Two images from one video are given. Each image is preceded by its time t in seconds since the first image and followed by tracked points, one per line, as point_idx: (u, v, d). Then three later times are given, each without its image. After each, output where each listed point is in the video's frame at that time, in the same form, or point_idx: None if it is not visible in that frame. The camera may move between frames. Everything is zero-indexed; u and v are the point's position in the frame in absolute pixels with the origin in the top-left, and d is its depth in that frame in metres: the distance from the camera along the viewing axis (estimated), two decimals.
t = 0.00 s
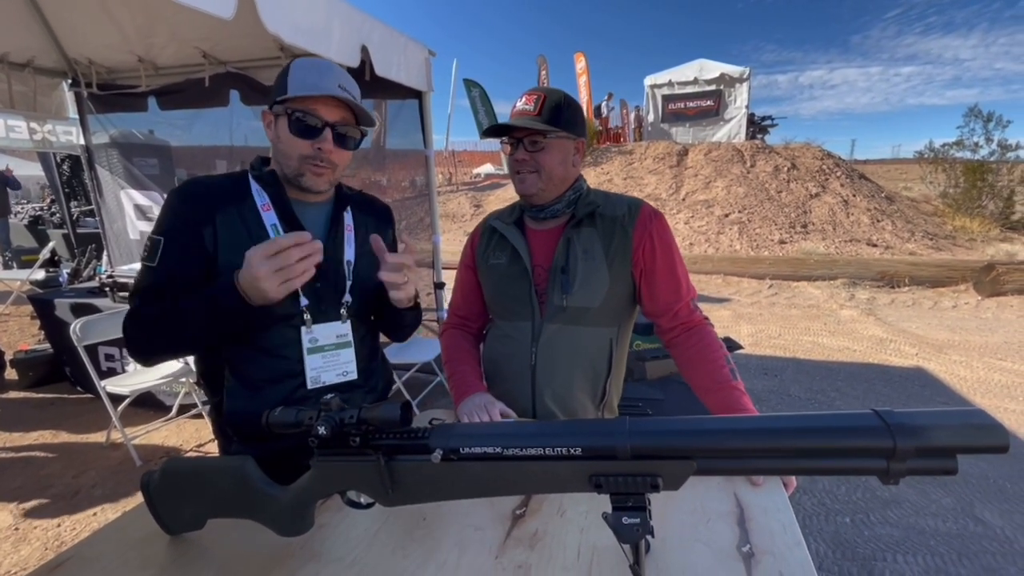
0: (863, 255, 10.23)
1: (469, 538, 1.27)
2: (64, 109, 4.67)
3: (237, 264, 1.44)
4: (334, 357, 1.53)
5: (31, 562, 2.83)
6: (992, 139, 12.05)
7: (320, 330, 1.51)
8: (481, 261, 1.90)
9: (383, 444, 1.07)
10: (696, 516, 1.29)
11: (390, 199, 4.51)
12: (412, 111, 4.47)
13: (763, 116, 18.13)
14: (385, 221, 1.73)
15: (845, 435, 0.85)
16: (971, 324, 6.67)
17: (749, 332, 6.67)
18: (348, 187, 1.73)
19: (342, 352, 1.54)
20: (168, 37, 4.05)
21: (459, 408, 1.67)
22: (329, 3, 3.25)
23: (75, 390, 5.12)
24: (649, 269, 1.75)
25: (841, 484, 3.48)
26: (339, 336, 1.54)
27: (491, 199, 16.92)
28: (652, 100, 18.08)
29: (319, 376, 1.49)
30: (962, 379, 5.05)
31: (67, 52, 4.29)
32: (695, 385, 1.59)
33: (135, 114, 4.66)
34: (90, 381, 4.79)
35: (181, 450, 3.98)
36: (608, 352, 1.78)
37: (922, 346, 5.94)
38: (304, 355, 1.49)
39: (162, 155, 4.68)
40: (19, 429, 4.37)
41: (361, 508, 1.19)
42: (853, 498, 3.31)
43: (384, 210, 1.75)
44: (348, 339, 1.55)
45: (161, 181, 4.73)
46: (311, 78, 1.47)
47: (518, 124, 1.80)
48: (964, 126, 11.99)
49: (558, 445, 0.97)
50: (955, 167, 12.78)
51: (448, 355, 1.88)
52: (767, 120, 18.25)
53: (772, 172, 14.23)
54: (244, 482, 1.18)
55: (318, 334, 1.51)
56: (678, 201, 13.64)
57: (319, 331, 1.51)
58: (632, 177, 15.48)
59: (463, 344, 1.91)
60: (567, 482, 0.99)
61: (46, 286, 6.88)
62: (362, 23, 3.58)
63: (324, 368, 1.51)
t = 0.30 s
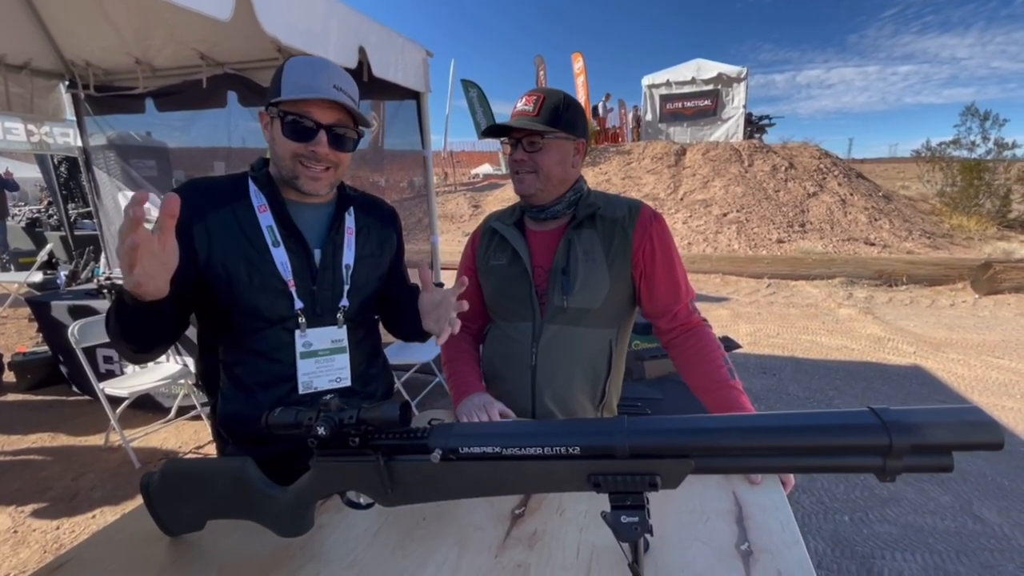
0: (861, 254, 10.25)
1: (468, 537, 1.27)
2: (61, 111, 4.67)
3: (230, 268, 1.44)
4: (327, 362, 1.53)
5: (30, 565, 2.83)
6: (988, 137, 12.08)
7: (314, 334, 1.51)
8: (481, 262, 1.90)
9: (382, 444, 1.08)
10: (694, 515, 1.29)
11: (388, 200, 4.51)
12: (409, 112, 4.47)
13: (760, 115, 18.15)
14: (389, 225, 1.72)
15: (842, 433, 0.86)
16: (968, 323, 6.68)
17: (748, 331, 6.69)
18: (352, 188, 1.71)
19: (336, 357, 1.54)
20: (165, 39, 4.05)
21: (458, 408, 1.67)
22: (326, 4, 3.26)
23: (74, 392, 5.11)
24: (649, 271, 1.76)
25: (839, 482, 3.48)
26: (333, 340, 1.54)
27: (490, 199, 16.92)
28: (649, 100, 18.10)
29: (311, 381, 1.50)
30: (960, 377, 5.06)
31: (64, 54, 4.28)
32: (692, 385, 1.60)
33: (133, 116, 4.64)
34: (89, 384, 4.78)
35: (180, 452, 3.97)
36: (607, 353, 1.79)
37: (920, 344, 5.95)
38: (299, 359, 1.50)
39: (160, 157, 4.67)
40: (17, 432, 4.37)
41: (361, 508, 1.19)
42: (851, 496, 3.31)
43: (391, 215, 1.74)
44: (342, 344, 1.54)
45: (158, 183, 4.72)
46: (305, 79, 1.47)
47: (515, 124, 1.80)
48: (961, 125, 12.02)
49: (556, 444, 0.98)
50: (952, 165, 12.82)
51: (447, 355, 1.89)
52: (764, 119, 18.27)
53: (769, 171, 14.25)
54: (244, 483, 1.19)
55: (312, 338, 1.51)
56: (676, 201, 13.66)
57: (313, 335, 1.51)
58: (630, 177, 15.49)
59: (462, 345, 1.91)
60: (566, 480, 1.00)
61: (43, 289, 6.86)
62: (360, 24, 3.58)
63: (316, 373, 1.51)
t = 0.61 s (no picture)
0: (860, 253, 10.27)
1: (467, 535, 1.28)
2: (60, 111, 4.67)
3: (226, 271, 1.43)
4: (326, 363, 1.53)
5: (30, 565, 2.83)
6: (987, 137, 12.10)
7: (311, 335, 1.51)
8: (480, 263, 1.91)
9: (381, 443, 1.09)
10: (692, 513, 1.30)
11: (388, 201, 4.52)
12: (408, 112, 4.47)
13: (759, 115, 18.16)
14: (383, 224, 1.73)
15: (838, 430, 0.87)
16: (967, 321, 6.70)
17: (747, 330, 6.71)
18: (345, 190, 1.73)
19: (335, 358, 1.55)
20: (164, 40, 4.05)
21: (458, 407, 1.68)
22: (325, 4, 3.26)
23: (73, 393, 5.11)
24: (648, 270, 1.77)
25: (838, 480, 3.49)
26: (333, 342, 1.55)
27: (489, 199, 16.92)
28: (649, 99, 18.12)
29: (311, 383, 1.50)
30: (958, 376, 5.07)
31: (63, 54, 4.28)
32: (691, 384, 1.60)
33: (132, 116, 4.64)
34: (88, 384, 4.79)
35: (179, 452, 3.98)
36: (607, 352, 1.79)
37: (918, 343, 5.96)
38: (297, 362, 1.50)
39: (159, 158, 4.67)
40: (17, 432, 4.37)
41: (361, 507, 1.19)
42: (850, 495, 3.32)
43: (383, 212, 1.76)
44: (341, 346, 1.55)
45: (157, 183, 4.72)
46: (314, 93, 1.46)
47: (513, 125, 1.82)
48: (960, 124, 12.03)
49: (555, 442, 0.98)
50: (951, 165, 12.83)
51: (447, 355, 1.89)
52: (763, 119, 18.28)
53: (768, 170, 14.27)
54: (244, 483, 1.19)
55: (310, 339, 1.51)
56: (675, 200, 13.67)
57: (311, 336, 1.51)
58: (629, 177, 15.50)
59: (462, 345, 1.92)
60: (565, 479, 1.00)
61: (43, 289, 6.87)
62: (359, 24, 3.59)
63: (316, 374, 1.51)
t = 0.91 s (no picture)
0: (860, 253, 10.27)
1: (466, 534, 1.28)
2: (61, 111, 4.68)
3: (222, 266, 1.42)
4: (324, 356, 1.54)
5: (31, 565, 2.84)
6: (987, 136, 12.08)
7: (309, 329, 1.52)
8: (479, 263, 1.91)
9: (380, 442, 1.09)
10: (690, 512, 1.30)
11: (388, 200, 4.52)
12: (408, 112, 4.48)
13: (759, 115, 18.15)
14: (370, 214, 1.75)
15: (833, 429, 0.88)
16: (967, 321, 6.70)
17: (746, 330, 6.71)
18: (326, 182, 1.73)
19: (332, 351, 1.56)
20: (164, 40, 4.06)
21: (457, 407, 1.68)
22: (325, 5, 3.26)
23: (74, 393, 5.12)
24: (647, 270, 1.77)
25: (837, 480, 3.50)
26: (329, 334, 1.56)
27: (489, 199, 16.92)
28: (649, 99, 18.12)
29: (311, 376, 1.51)
30: (958, 376, 5.07)
31: (63, 54, 4.29)
32: (690, 383, 1.60)
33: (132, 117, 4.65)
34: (89, 384, 4.80)
35: (180, 451, 3.99)
36: (606, 352, 1.80)
37: (918, 343, 5.97)
38: (295, 356, 1.50)
39: (160, 158, 4.69)
40: (17, 432, 4.37)
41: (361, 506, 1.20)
42: (849, 495, 3.33)
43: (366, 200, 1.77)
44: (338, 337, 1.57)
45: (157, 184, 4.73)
46: (290, 102, 1.43)
47: (511, 125, 1.82)
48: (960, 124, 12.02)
49: (553, 441, 0.99)
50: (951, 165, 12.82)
51: (446, 355, 1.90)
52: (763, 119, 18.28)
53: (768, 170, 14.27)
54: (245, 482, 1.19)
55: (307, 333, 1.51)
56: (675, 200, 13.67)
57: (308, 330, 1.52)
58: (629, 177, 15.51)
59: (461, 345, 1.93)
60: (562, 478, 1.01)
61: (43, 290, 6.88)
62: (359, 24, 3.59)
63: (315, 367, 1.52)
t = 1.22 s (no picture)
0: (861, 253, 10.26)
1: (466, 534, 1.28)
2: (62, 111, 4.67)
3: (218, 265, 1.41)
4: (324, 350, 1.55)
5: (32, 564, 2.84)
6: (988, 136, 12.06)
7: (306, 324, 1.52)
8: (480, 262, 1.91)
9: (380, 442, 1.09)
10: (690, 512, 1.30)
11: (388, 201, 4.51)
12: (409, 112, 4.47)
13: (760, 115, 18.13)
14: (352, 206, 1.77)
15: (836, 430, 0.87)
16: (968, 322, 6.68)
17: (747, 330, 6.71)
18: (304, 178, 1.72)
19: (331, 344, 1.57)
20: (165, 40, 4.06)
21: (457, 406, 1.68)
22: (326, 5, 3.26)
23: (75, 392, 5.13)
24: (648, 270, 1.77)
25: (837, 480, 3.50)
26: (328, 328, 1.57)
27: (490, 199, 16.92)
28: (650, 99, 18.11)
29: (312, 370, 1.52)
30: (959, 376, 5.06)
31: (64, 54, 4.29)
32: (690, 383, 1.60)
33: (133, 117, 4.66)
34: (90, 384, 4.80)
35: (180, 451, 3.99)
36: (606, 351, 1.80)
37: (919, 343, 5.96)
38: (294, 352, 1.50)
39: (161, 158, 4.69)
40: (18, 432, 4.38)
41: (361, 506, 1.20)
42: (850, 495, 3.32)
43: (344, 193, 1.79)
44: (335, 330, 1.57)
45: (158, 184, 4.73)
46: (276, 95, 1.42)
47: (512, 125, 1.82)
48: (962, 124, 11.99)
49: (553, 441, 0.99)
50: (953, 165, 12.79)
51: (445, 354, 1.90)
52: (764, 119, 18.25)
53: (770, 170, 14.25)
54: (246, 483, 1.19)
55: (306, 328, 1.52)
56: (676, 200, 13.66)
57: (306, 325, 1.52)
58: (630, 176, 15.50)
59: (461, 344, 1.93)
60: (563, 478, 1.01)
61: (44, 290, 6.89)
62: (360, 24, 3.59)
63: (316, 361, 1.53)
